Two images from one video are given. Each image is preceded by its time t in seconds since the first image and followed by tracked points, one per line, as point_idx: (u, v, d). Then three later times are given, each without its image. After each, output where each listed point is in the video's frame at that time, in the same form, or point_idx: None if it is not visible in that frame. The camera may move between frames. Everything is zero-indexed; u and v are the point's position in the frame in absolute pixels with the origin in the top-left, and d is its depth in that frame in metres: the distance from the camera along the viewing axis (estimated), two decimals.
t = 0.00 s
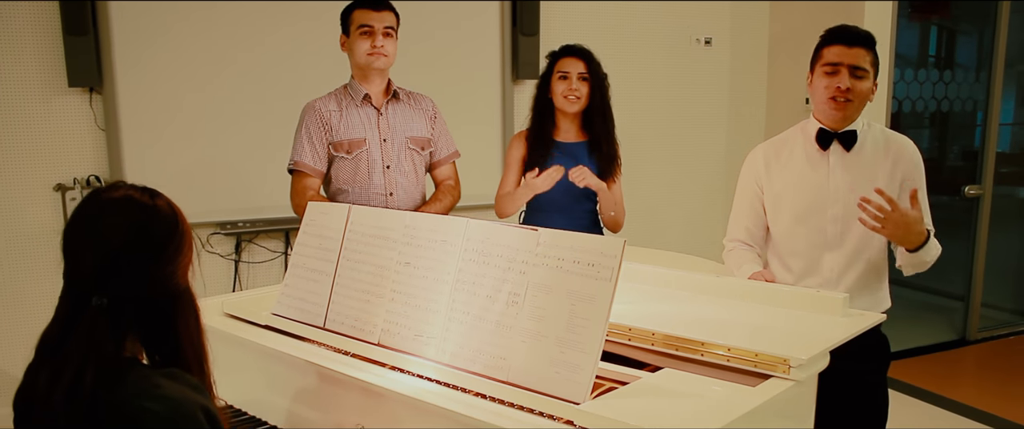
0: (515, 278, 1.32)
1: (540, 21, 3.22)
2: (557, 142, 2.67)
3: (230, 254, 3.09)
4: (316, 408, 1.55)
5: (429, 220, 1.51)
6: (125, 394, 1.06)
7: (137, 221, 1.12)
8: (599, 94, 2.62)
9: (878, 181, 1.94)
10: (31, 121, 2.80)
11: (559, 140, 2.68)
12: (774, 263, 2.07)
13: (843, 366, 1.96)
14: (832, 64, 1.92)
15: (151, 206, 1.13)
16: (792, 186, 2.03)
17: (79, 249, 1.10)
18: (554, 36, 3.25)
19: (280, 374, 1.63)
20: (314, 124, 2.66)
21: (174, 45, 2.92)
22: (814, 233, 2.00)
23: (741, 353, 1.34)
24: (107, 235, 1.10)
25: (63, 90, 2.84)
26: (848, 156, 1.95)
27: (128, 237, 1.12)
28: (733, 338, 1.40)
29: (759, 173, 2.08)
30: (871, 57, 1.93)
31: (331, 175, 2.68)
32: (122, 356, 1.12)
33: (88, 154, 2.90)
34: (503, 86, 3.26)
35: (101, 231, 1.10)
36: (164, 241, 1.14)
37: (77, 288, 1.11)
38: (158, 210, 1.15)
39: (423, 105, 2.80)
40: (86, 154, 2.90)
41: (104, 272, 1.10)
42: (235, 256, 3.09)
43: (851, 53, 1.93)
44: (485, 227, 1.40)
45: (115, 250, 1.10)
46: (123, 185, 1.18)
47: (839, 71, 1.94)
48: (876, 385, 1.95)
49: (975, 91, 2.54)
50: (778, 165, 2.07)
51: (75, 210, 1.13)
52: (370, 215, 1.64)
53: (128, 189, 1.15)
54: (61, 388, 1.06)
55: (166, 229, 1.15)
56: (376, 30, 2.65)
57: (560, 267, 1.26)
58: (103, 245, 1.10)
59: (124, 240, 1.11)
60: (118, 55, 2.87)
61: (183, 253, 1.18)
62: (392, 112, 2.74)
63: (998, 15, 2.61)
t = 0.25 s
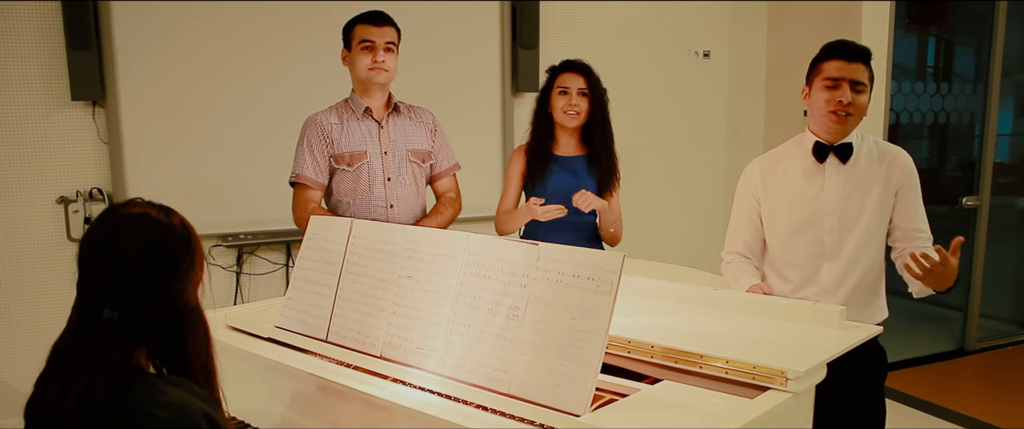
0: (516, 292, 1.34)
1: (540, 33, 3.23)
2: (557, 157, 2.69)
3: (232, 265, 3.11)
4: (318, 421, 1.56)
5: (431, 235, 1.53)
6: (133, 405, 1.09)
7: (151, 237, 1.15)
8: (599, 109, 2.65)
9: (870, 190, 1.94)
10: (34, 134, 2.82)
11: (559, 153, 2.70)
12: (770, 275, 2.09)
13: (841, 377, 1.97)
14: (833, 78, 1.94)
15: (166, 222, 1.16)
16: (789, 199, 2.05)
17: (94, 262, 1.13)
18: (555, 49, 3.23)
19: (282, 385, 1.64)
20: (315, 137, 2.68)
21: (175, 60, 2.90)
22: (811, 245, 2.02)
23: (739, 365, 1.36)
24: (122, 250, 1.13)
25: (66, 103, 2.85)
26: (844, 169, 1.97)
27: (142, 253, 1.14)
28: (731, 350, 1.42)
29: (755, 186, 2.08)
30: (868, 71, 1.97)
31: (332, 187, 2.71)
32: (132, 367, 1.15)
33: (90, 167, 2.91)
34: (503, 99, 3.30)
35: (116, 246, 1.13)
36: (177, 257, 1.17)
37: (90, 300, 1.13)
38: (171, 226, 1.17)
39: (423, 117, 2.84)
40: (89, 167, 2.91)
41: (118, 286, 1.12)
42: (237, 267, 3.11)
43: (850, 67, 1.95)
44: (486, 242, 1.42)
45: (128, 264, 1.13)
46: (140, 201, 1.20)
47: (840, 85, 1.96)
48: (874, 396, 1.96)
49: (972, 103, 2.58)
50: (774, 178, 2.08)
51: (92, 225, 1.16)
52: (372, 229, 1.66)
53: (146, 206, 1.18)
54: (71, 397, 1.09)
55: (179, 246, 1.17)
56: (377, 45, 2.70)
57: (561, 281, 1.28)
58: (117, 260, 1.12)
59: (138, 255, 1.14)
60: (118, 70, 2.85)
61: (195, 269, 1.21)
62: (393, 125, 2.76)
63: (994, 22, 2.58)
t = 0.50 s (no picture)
0: (516, 301, 1.35)
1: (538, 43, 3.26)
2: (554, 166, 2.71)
3: (230, 273, 3.12)
4: None
5: (431, 244, 1.54)
6: (124, 409, 1.11)
7: (154, 249, 1.19)
8: (595, 118, 2.69)
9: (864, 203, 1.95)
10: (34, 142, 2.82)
11: (556, 163, 2.72)
12: (767, 285, 2.13)
13: (837, 385, 1.99)
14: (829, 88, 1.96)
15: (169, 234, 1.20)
16: (784, 209, 2.08)
17: (97, 267, 1.17)
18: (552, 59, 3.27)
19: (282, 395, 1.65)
20: (315, 146, 2.71)
21: (180, 71, 2.93)
22: (806, 255, 2.04)
23: (734, 374, 1.38)
24: (129, 259, 1.17)
25: (66, 111, 2.86)
26: (838, 180, 1.99)
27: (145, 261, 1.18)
28: (727, 360, 1.44)
29: (751, 195, 2.12)
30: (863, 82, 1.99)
31: (331, 196, 2.71)
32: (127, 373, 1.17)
33: (90, 175, 2.92)
34: (501, 108, 3.32)
35: (120, 253, 1.17)
36: (177, 268, 1.20)
37: (91, 302, 1.17)
38: (172, 239, 1.21)
39: (422, 127, 2.87)
40: (89, 174, 2.92)
41: (121, 294, 1.16)
42: (235, 275, 3.12)
43: (845, 79, 1.98)
44: (486, 251, 1.44)
45: (129, 271, 1.16)
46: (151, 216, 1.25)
47: (835, 96, 1.98)
48: (869, 404, 1.98)
49: (966, 113, 2.60)
50: (770, 188, 2.10)
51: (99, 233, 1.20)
52: (373, 238, 1.67)
53: (155, 221, 1.22)
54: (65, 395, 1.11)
55: (180, 257, 1.21)
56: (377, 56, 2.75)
57: (559, 292, 1.30)
58: (120, 265, 1.16)
59: (140, 263, 1.17)
60: (120, 78, 2.87)
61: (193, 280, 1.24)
62: (392, 134, 2.78)
63: (988, 29, 2.59)
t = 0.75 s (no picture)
0: (514, 307, 1.37)
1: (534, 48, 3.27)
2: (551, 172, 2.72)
3: (229, 278, 3.13)
4: None
5: (430, 250, 1.56)
6: (97, 396, 1.26)
7: (125, 251, 1.32)
8: (590, 124, 2.69)
9: (861, 211, 1.96)
10: (33, 147, 2.83)
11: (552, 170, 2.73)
12: (762, 291, 2.15)
13: (832, 389, 2.01)
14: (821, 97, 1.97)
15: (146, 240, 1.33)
16: (779, 215, 2.10)
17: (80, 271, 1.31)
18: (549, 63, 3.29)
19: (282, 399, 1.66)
20: (313, 154, 2.73)
21: (174, 75, 2.92)
22: (801, 261, 2.06)
23: (730, 379, 1.39)
24: (103, 260, 1.31)
25: (65, 116, 2.86)
26: (833, 186, 2.01)
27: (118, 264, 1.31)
28: (723, 365, 1.45)
29: (747, 201, 2.13)
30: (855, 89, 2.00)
31: (329, 203, 2.73)
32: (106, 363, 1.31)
33: (89, 179, 2.92)
34: (498, 113, 3.33)
35: (98, 257, 1.31)
36: (152, 269, 1.33)
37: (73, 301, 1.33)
38: (151, 245, 1.34)
39: (420, 133, 2.87)
40: (88, 179, 2.92)
41: (93, 291, 1.30)
42: (233, 280, 3.13)
43: (838, 86, 1.99)
44: (484, 258, 1.45)
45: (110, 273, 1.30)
46: (135, 223, 1.39)
47: (829, 103, 1.99)
48: (863, 408, 2.00)
49: (960, 119, 2.55)
50: (766, 194, 2.12)
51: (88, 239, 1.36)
52: (372, 244, 1.69)
53: (134, 227, 1.36)
54: (52, 382, 1.29)
55: (155, 259, 1.34)
56: (377, 62, 2.77)
57: (557, 298, 1.31)
58: (96, 268, 1.31)
59: (114, 266, 1.31)
60: (117, 83, 2.86)
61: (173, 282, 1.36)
62: (390, 141, 2.80)
63: (982, 25, 2.52)
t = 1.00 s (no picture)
0: (509, 304, 1.37)
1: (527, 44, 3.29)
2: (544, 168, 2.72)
3: (222, 274, 3.12)
4: None
5: (424, 247, 1.56)
6: (78, 384, 1.26)
7: (95, 242, 1.33)
8: (583, 121, 2.70)
9: (853, 207, 1.97)
10: (26, 143, 2.82)
11: (545, 165, 2.75)
12: (755, 286, 2.16)
13: (827, 383, 2.02)
14: (802, 96, 1.99)
15: (111, 228, 1.34)
16: (772, 211, 2.11)
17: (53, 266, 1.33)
18: (541, 59, 3.32)
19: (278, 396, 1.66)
20: (308, 150, 2.73)
21: (167, 71, 2.90)
22: (794, 256, 2.07)
23: (725, 374, 1.40)
24: (72, 253, 1.32)
25: (58, 113, 2.85)
26: (825, 182, 2.01)
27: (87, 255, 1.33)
28: (717, 360, 1.47)
29: (740, 198, 2.15)
30: (840, 84, 1.99)
31: (324, 199, 2.73)
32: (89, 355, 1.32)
33: (83, 177, 2.92)
34: (491, 109, 3.33)
35: (67, 250, 1.32)
36: (122, 256, 1.34)
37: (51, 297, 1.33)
38: (116, 233, 1.35)
39: (414, 130, 2.89)
40: (82, 176, 2.91)
41: (67, 284, 1.31)
42: (227, 276, 3.12)
43: (821, 82, 1.99)
44: (479, 255, 1.45)
45: (79, 264, 1.31)
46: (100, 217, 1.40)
47: (810, 100, 2.01)
48: (856, 402, 2.01)
49: (952, 113, 2.54)
50: (758, 190, 2.14)
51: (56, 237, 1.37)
52: (367, 241, 1.69)
53: (97, 219, 1.37)
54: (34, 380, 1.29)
55: (124, 246, 1.35)
56: (372, 59, 2.77)
57: (552, 294, 1.32)
58: (66, 261, 1.32)
59: (84, 256, 1.32)
60: (110, 80, 2.85)
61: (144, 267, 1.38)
62: (384, 137, 2.80)
63: (974, 22, 2.50)
